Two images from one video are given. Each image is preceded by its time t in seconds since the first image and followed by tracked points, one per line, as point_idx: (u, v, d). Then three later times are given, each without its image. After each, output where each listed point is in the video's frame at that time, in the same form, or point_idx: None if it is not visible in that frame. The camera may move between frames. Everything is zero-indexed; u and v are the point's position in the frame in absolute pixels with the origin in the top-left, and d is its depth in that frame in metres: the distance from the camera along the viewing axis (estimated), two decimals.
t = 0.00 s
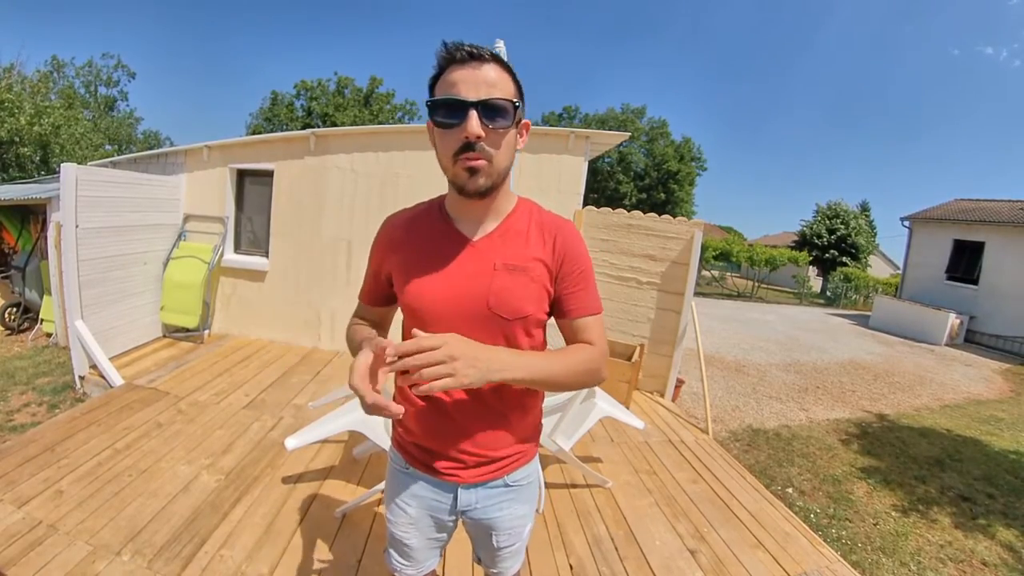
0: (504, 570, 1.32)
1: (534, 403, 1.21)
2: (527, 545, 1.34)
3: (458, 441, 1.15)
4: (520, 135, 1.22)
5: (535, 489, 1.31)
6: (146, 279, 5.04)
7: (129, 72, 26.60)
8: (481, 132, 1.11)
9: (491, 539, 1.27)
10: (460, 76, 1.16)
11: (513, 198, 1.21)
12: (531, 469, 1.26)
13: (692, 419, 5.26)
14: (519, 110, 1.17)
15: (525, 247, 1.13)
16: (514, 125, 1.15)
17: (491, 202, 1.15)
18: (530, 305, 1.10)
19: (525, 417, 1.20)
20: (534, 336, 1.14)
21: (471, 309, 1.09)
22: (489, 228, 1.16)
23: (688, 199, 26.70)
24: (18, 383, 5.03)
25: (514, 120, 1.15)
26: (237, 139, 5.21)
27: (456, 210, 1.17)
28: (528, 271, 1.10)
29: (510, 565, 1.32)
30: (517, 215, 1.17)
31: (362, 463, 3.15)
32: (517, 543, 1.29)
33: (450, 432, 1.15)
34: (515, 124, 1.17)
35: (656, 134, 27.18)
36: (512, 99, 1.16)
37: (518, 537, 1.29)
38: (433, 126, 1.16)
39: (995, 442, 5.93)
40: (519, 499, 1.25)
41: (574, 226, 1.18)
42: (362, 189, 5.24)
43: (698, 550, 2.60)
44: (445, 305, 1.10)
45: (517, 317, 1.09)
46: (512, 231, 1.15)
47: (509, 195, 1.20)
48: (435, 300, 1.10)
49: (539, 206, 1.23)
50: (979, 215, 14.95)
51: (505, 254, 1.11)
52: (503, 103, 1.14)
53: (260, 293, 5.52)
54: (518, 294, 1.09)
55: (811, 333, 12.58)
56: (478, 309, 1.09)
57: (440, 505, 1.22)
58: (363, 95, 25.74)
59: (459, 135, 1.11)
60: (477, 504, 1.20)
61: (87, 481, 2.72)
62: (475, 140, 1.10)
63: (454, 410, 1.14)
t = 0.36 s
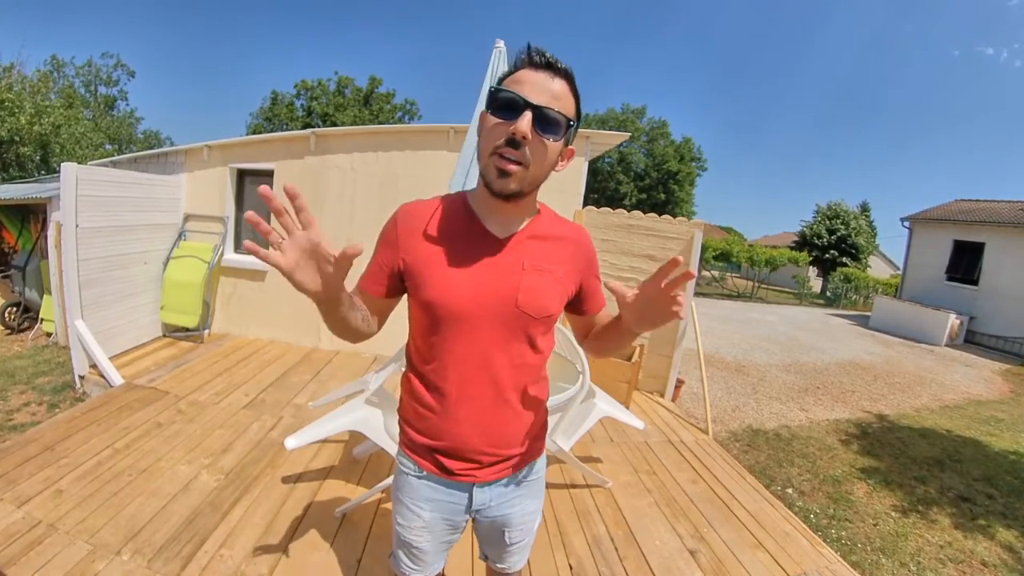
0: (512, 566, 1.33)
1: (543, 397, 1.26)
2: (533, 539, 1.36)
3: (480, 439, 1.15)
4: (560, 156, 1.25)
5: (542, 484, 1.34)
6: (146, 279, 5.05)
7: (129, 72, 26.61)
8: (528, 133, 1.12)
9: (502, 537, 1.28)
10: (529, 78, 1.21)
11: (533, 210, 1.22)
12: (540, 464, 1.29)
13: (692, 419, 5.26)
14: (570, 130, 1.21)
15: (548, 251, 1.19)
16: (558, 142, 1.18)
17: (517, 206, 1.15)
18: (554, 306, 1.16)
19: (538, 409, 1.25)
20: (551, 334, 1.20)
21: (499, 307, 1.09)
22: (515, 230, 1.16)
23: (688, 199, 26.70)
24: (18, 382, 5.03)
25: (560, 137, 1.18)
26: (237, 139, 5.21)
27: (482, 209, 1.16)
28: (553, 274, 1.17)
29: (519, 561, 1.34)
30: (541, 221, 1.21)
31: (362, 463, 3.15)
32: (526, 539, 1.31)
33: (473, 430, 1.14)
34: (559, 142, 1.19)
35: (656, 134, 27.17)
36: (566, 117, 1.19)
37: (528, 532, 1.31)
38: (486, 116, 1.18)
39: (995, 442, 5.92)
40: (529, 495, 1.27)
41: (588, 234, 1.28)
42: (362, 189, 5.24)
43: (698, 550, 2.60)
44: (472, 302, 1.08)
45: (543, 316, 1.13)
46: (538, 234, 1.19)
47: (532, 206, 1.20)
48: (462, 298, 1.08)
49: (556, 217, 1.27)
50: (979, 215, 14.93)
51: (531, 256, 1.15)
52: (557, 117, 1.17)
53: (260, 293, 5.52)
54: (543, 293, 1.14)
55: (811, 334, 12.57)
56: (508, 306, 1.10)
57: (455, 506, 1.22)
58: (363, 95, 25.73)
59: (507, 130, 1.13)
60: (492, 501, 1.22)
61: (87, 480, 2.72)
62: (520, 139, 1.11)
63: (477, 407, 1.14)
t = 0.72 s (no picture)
0: (510, 565, 1.33)
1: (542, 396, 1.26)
2: (531, 539, 1.36)
3: (477, 437, 1.15)
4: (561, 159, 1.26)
5: (540, 484, 1.34)
6: (146, 278, 5.04)
7: (129, 71, 26.60)
8: (532, 138, 1.13)
9: (499, 536, 1.28)
10: (528, 82, 1.20)
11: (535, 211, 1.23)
12: (537, 463, 1.29)
13: (692, 420, 5.26)
14: (572, 133, 1.22)
15: (548, 251, 1.18)
16: (560, 145, 1.19)
17: (521, 209, 1.15)
18: (554, 306, 1.15)
19: (536, 408, 1.25)
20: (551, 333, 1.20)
21: (499, 305, 1.09)
22: (517, 230, 1.17)
23: (688, 200, 26.70)
24: (18, 382, 5.04)
25: (562, 141, 1.19)
26: (237, 138, 5.22)
27: (485, 210, 1.16)
28: (553, 274, 1.17)
29: (516, 560, 1.33)
30: (542, 221, 1.21)
31: (362, 463, 3.15)
32: (524, 538, 1.31)
33: (471, 428, 1.14)
34: (561, 145, 1.20)
35: (656, 134, 27.15)
36: (568, 122, 1.20)
37: (525, 532, 1.31)
38: (488, 121, 1.19)
39: (995, 443, 5.92)
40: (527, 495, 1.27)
41: (589, 234, 1.28)
42: (362, 189, 5.24)
43: (697, 550, 2.60)
44: (471, 300, 1.08)
45: (542, 315, 1.13)
46: (540, 234, 1.19)
47: (536, 208, 1.21)
48: (461, 295, 1.08)
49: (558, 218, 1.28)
50: (979, 216, 14.93)
51: (532, 256, 1.15)
52: (559, 122, 1.18)
53: (260, 292, 5.52)
54: (543, 292, 1.14)
55: (811, 334, 12.57)
56: (508, 304, 1.10)
57: (452, 504, 1.22)
58: (363, 95, 25.72)
59: (511, 136, 1.13)
60: (489, 500, 1.22)
61: (87, 480, 2.72)
62: (524, 145, 1.12)
63: (476, 405, 1.14)
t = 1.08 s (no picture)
0: (508, 565, 1.33)
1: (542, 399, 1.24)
2: (530, 541, 1.35)
3: (473, 439, 1.14)
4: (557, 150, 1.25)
5: (540, 485, 1.32)
6: (146, 278, 5.04)
7: (129, 71, 26.60)
8: (526, 132, 1.12)
9: (497, 537, 1.27)
10: (517, 78, 1.19)
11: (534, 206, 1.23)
12: (536, 466, 1.28)
13: (692, 420, 5.26)
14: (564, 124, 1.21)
15: (546, 251, 1.17)
16: (555, 137, 1.18)
17: (520, 203, 1.15)
18: (550, 307, 1.14)
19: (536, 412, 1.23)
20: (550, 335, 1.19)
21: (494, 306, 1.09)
22: (514, 229, 1.16)
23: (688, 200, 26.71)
24: (18, 381, 5.04)
25: (557, 132, 1.19)
26: (237, 138, 5.22)
27: (481, 208, 1.16)
28: (550, 274, 1.15)
29: (515, 561, 1.33)
30: (540, 220, 1.21)
31: (362, 463, 3.15)
32: (522, 539, 1.31)
33: (466, 430, 1.14)
34: (555, 137, 1.19)
35: (656, 134, 27.15)
36: (560, 113, 1.20)
37: (524, 533, 1.30)
38: (480, 120, 1.18)
39: (994, 443, 5.92)
40: (525, 496, 1.26)
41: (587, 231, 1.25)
42: (362, 189, 5.24)
43: (697, 550, 2.60)
44: (466, 301, 1.09)
45: (538, 318, 1.12)
46: (537, 234, 1.18)
47: (531, 205, 1.21)
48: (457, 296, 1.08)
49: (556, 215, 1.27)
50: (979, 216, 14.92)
51: (529, 257, 1.14)
52: (551, 114, 1.17)
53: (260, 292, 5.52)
54: (539, 294, 1.13)
55: (811, 335, 12.57)
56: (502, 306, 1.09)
57: (449, 504, 1.22)
58: (363, 95, 25.72)
59: (505, 131, 1.12)
60: (486, 500, 1.21)
61: (87, 480, 2.72)
62: (520, 139, 1.11)
63: (471, 407, 1.14)
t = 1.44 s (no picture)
0: (506, 569, 1.33)
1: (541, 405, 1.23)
2: (528, 546, 1.35)
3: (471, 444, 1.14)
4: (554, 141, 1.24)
5: (539, 491, 1.32)
6: (146, 278, 5.04)
7: (129, 71, 26.61)
8: (526, 118, 1.12)
9: (495, 541, 1.28)
10: (507, 72, 1.19)
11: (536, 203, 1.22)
12: (535, 472, 1.28)
13: (692, 420, 5.26)
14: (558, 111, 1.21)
15: (547, 251, 1.17)
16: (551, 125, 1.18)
17: (524, 196, 1.15)
18: (551, 309, 1.13)
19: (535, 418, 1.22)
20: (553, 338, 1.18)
21: (493, 307, 1.09)
22: (514, 229, 1.17)
23: (688, 200, 26.72)
24: (18, 381, 5.04)
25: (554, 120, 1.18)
26: (237, 138, 5.22)
27: (483, 208, 1.16)
28: (551, 275, 1.14)
29: (513, 565, 1.33)
30: (541, 221, 1.21)
31: (362, 463, 3.15)
32: (520, 544, 1.31)
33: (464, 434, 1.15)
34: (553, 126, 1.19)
35: (656, 134, 27.15)
36: (555, 99, 1.19)
37: (522, 538, 1.30)
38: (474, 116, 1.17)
39: (994, 443, 5.92)
40: (524, 502, 1.26)
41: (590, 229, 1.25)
42: (362, 189, 5.24)
43: (697, 551, 2.60)
44: (465, 302, 1.08)
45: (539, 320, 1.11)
46: (538, 234, 1.18)
47: (535, 198, 1.21)
48: (456, 296, 1.08)
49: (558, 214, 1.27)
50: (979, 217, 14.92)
51: (530, 257, 1.14)
52: (546, 100, 1.17)
53: (260, 292, 5.52)
54: (539, 294, 1.12)
55: (811, 335, 12.57)
56: (503, 308, 1.09)
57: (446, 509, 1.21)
58: (363, 95, 25.73)
59: (504, 119, 1.12)
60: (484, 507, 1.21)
61: (87, 479, 2.72)
62: (520, 125, 1.11)
63: (470, 411, 1.14)
